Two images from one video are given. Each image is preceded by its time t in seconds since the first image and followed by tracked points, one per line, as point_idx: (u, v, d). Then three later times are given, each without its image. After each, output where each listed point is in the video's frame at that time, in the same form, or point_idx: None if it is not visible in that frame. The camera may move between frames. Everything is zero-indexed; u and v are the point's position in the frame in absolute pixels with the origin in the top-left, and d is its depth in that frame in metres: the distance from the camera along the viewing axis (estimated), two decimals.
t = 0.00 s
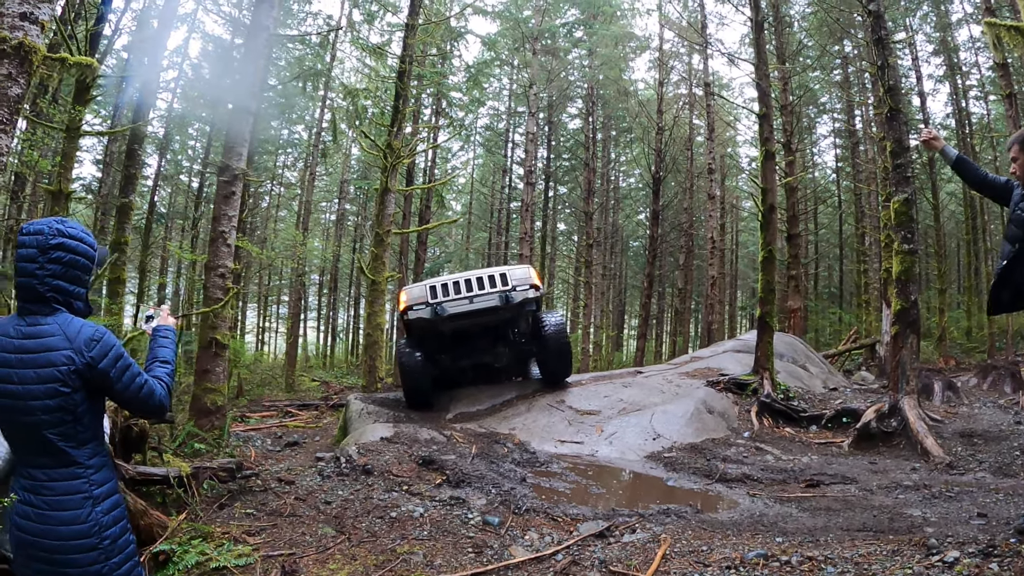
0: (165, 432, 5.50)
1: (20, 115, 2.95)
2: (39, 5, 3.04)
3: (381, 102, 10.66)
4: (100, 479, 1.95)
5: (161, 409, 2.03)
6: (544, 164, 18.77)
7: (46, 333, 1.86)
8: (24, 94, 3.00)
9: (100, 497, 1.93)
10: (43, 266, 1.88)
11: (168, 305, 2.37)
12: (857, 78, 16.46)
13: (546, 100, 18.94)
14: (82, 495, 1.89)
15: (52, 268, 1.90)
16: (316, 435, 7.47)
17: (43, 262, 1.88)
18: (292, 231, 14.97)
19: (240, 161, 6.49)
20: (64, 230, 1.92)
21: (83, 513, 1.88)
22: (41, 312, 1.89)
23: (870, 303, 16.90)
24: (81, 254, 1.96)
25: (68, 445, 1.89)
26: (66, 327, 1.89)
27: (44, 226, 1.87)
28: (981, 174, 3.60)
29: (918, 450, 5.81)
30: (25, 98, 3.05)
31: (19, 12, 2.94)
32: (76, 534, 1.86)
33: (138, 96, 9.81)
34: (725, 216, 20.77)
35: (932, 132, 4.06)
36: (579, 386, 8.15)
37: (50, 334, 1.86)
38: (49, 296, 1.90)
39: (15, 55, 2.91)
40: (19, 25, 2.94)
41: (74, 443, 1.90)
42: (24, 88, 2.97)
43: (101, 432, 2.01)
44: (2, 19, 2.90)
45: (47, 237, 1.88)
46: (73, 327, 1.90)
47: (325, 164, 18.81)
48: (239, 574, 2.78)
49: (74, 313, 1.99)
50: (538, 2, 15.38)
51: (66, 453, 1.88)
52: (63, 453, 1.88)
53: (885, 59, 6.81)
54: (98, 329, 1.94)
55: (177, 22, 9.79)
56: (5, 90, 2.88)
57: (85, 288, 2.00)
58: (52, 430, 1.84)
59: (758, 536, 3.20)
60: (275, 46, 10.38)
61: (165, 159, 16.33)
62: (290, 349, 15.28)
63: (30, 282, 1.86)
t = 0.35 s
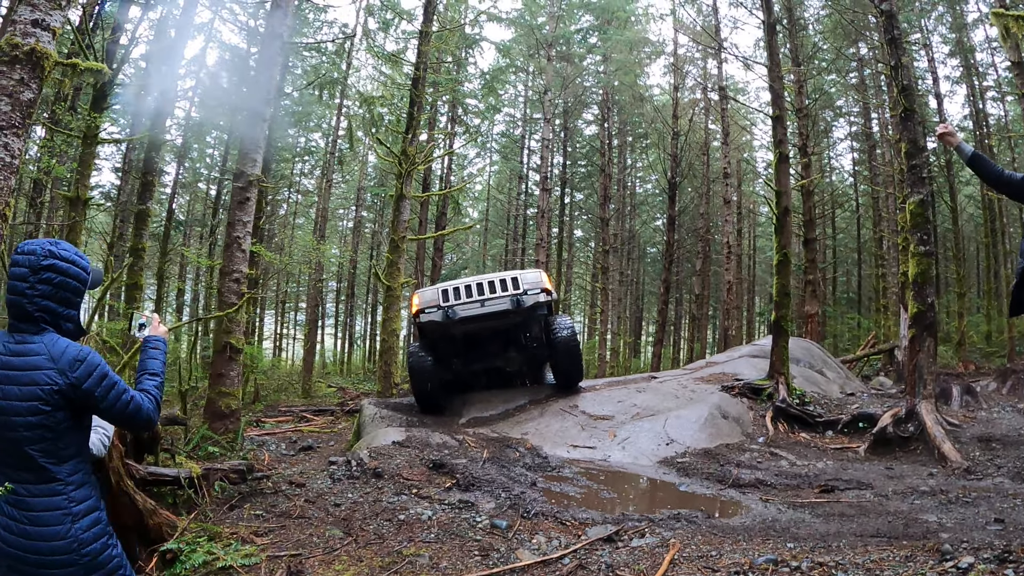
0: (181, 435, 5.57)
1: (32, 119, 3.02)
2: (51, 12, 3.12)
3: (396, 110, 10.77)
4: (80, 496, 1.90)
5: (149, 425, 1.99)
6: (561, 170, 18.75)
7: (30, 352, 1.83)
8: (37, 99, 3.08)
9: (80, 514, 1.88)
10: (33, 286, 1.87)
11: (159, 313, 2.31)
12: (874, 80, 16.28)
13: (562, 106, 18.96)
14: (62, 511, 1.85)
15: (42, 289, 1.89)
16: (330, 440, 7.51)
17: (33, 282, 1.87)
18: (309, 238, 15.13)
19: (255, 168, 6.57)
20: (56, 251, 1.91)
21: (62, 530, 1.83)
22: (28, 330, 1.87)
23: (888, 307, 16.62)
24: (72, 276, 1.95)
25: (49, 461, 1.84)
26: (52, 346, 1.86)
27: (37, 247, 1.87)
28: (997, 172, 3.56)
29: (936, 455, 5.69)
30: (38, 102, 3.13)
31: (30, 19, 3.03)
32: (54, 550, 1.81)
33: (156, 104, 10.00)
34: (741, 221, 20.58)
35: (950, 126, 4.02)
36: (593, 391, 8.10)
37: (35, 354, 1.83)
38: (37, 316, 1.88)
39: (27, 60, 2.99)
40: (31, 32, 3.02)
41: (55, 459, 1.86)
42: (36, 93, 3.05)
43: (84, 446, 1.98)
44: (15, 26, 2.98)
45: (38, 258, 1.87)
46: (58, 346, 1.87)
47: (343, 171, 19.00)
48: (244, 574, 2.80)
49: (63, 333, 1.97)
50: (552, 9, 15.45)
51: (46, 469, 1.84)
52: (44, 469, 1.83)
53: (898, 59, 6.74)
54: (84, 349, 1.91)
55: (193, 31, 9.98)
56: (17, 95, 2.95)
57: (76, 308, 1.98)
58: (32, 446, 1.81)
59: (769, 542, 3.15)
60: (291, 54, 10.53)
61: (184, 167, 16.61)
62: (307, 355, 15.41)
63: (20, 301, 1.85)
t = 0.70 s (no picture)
0: (193, 444, 5.61)
1: (43, 128, 3.09)
2: (61, 24, 3.20)
3: (408, 121, 10.87)
4: (72, 494, 1.94)
5: (139, 424, 2.03)
6: (573, 181, 18.77)
7: (21, 353, 1.87)
8: (47, 109, 3.16)
9: (71, 511, 1.92)
10: (23, 287, 1.92)
11: (154, 317, 2.39)
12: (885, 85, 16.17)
13: (573, 117, 19.02)
14: (52, 509, 1.88)
15: (32, 289, 1.93)
16: (342, 449, 7.53)
17: (23, 282, 1.91)
18: (322, 249, 15.27)
19: (266, 179, 6.65)
20: (47, 252, 1.95)
21: (53, 528, 1.87)
22: (17, 331, 1.90)
23: (904, 314, 16.40)
24: (62, 277, 1.99)
25: (40, 459, 1.88)
26: (41, 346, 1.90)
27: (27, 249, 1.92)
28: (1003, 167, 3.55)
29: (950, 461, 5.59)
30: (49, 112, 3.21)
31: (41, 31, 3.11)
32: (46, 548, 1.85)
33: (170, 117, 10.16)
34: (755, 229, 20.44)
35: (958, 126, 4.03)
36: (604, 400, 8.04)
37: (25, 354, 1.87)
38: (27, 316, 1.92)
39: (38, 71, 3.07)
40: (42, 44, 3.10)
41: (47, 457, 1.90)
42: (47, 103, 3.13)
43: (78, 445, 2.01)
44: (26, 38, 3.06)
45: (27, 259, 1.92)
46: (47, 347, 1.90)
47: (355, 183, 19.18)
48: None
49: (54, 333, 2.00)
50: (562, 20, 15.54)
51: (38, 468, 1.88)
52: (35, 467, 1.87)
53: (906, 61, 6.70)
54: (73, 349, 1.95)
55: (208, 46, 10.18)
56: (28, 105, 3.03)
57: (66, 309, 2.02)
58: (24, 444, 1.84)
59: (778, 549, 3.11)
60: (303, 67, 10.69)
61: (198, 180, 16.85)
62: (322, 366, 15.49)
63: (10, 302, 1.89)
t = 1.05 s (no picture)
0: (194, 448, 5.62)
1: (45, 130, 3.12)
2: (63, 27, 3.24)
3: (409, 128, 10.93)
4: (66, 486, 1.95)
5: (130, 419, 2.06)
6: (574, 187, 18.80)
7: (14, 345, 1.88)
8: (49, 111, 3.18)
9: (64, 503, 1.93)
10: (17, 280, 1.93)
11: (149, 315, 2.44)
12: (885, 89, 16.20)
13: (573, 123, 19.09)
14: (45, 500, 1.89)
15: (26, 282, 1.95)
16: (343, 455, 7.53)
17: (17, 275, 1.93)
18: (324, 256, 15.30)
19: (267, 184, 6.68)
20: (41, 247, 1.98)
21: (46, 519, 1.88)
22: (11, 324, 1.92)
23: (906, 317, 16.37)
24: (56, 270, 2.01)
25: (33, 451, 1.89)
26: (34, 339, 1.91)
27: (21, 243, 1.94)
28: (1003, 163, 3.56)
29: (952, 461, 5.57)
30: (50, 114, 3.24)
31: (43, 34, 3.14)
32: (38, 539, 1.86)
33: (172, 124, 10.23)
34: (757, 233, 20.44)
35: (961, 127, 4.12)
36: (605, 404, 8.03)
37: (18, 346, 1.88)
38: (21, 309, 1.93)
39: (40, 74, 3.10)
40: (44, 47, 3.13)
41: (40, 449, 1.91)
42: (49, 105, 3.16)
43: (71, 438, 2.03)
44: (28, 41, 3.10)
45: (22, 253, 1.95)
46: (39, 339, 1.92)
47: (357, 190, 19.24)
48: None
49: (48, 327, 2.02)
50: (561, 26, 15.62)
51: (30, 459, 1.88)
52: (27, 459, 1.88)
53: (903, 63, 6.73)
54: (65, 342, 1.97)
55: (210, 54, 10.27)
56: (30, 107, 3.06)
57: (61, 303, 2.04)
58: (17, 436, 1.85)
59: (776, 548, 3.11)
60: (304, 74, 10.76)
61: (201, 188, 16.93)
62: (324, 373, 15.49)
63: (4, 294, 1.90)
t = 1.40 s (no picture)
0: (187, 451, 5.61)
1: (43, 132, 3.13)
2: (61, 31, 3.26)
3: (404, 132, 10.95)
4: (60, 484, 1.96)
5: (125, 419, 2.09)
6: (568, 192, 18.85)
7: (11, 343, 1.90)
8: (47, 113, 3.19)
9: (59, 501, 1.95)
10: (14, 279, 1.95)
11: (144, 317, 2.47)
12: (877, 95, 16.35)
13: (568, 128, 19.18)
14: (40, 497, 1.91)
15: (24, 281, 1.97)
16: (336, 458, 7.52)
17: (15, 275, 1.95)
18: (318, 260, 15.28)
19: (262, 188, 6.68)
20: (39, 247, 2.01)
21: (41, 516, 1.89)
22: (8, 322, 1.93)
23: (898, 321, 16.48)
24: (53, 270, 2.04)
25: (29, 448, 1.91)
26: (31, 338, 1.93)
27: (20, 243, 1.97)
28: (994, 167, 3.59)
29: (943, 464, 5.62)
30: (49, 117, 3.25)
31: (42, 37, 3.16)
32: (33, 536, 1.86)
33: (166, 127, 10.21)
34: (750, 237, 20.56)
35: (954, 131, 4.14)
36: (598, 408, 8.05)
37: (14, 345, 1.90)
38: (18, 308, 1.95)
39: (38, 77, 3.12)
40: (42, 50, 3.15)
41: (36, 447, 1.93)
42: (47, 107, 3.17)
43: (66, 437, 2.04)
44: (26, 44, 3.12)
45: (20, 252, 1.97)
46: (36, 338, 1.94)
47: (352, 194, 19.25)
48: None
49: (45, 326, 2.04)
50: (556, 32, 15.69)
51: (25, 457, 1.90)
52: (21, 457, 1.89)
53: (894, 68, 6.82)
54: (61, 341, 1.99)
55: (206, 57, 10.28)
56: (28, 109, 3.07)
57: (58, 303, 2.07)
58: (12, 433, 1.86)
59: (766, 549, 3.15)
60: (299, 78, 10.79)
61: (195, 191, 16.91)
62: (317, 378, 15.44)
63: (2, 293, 1.91)
